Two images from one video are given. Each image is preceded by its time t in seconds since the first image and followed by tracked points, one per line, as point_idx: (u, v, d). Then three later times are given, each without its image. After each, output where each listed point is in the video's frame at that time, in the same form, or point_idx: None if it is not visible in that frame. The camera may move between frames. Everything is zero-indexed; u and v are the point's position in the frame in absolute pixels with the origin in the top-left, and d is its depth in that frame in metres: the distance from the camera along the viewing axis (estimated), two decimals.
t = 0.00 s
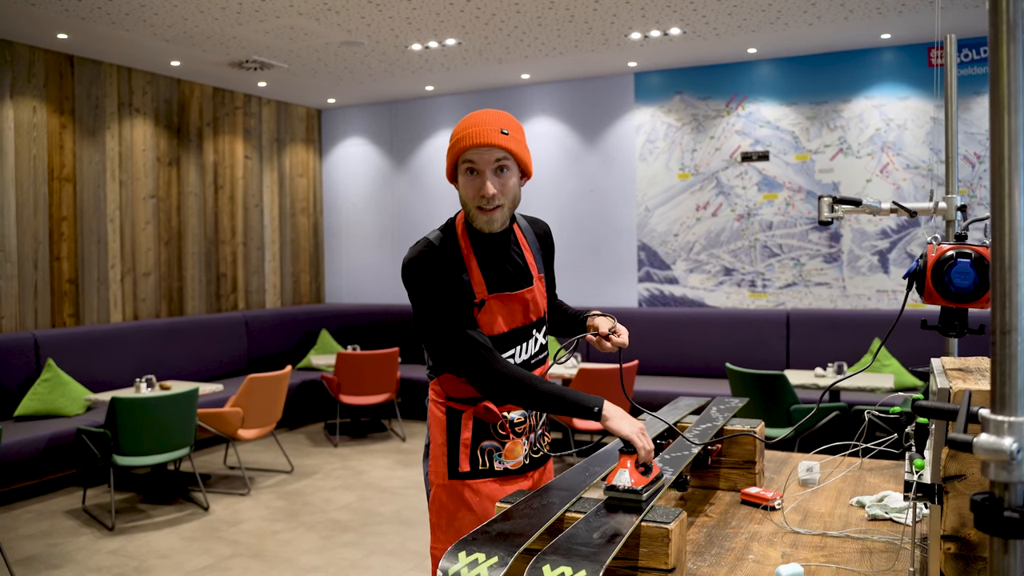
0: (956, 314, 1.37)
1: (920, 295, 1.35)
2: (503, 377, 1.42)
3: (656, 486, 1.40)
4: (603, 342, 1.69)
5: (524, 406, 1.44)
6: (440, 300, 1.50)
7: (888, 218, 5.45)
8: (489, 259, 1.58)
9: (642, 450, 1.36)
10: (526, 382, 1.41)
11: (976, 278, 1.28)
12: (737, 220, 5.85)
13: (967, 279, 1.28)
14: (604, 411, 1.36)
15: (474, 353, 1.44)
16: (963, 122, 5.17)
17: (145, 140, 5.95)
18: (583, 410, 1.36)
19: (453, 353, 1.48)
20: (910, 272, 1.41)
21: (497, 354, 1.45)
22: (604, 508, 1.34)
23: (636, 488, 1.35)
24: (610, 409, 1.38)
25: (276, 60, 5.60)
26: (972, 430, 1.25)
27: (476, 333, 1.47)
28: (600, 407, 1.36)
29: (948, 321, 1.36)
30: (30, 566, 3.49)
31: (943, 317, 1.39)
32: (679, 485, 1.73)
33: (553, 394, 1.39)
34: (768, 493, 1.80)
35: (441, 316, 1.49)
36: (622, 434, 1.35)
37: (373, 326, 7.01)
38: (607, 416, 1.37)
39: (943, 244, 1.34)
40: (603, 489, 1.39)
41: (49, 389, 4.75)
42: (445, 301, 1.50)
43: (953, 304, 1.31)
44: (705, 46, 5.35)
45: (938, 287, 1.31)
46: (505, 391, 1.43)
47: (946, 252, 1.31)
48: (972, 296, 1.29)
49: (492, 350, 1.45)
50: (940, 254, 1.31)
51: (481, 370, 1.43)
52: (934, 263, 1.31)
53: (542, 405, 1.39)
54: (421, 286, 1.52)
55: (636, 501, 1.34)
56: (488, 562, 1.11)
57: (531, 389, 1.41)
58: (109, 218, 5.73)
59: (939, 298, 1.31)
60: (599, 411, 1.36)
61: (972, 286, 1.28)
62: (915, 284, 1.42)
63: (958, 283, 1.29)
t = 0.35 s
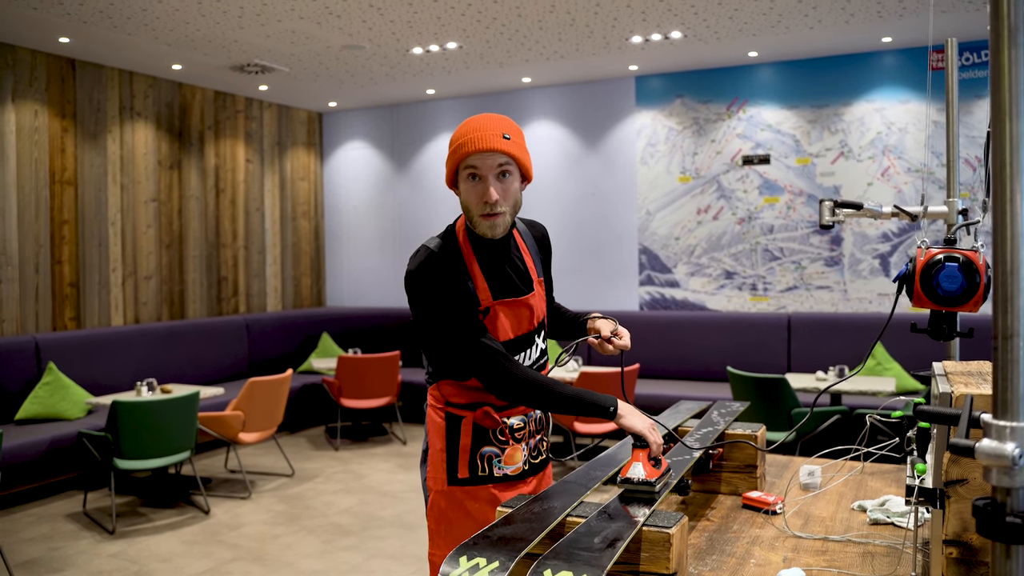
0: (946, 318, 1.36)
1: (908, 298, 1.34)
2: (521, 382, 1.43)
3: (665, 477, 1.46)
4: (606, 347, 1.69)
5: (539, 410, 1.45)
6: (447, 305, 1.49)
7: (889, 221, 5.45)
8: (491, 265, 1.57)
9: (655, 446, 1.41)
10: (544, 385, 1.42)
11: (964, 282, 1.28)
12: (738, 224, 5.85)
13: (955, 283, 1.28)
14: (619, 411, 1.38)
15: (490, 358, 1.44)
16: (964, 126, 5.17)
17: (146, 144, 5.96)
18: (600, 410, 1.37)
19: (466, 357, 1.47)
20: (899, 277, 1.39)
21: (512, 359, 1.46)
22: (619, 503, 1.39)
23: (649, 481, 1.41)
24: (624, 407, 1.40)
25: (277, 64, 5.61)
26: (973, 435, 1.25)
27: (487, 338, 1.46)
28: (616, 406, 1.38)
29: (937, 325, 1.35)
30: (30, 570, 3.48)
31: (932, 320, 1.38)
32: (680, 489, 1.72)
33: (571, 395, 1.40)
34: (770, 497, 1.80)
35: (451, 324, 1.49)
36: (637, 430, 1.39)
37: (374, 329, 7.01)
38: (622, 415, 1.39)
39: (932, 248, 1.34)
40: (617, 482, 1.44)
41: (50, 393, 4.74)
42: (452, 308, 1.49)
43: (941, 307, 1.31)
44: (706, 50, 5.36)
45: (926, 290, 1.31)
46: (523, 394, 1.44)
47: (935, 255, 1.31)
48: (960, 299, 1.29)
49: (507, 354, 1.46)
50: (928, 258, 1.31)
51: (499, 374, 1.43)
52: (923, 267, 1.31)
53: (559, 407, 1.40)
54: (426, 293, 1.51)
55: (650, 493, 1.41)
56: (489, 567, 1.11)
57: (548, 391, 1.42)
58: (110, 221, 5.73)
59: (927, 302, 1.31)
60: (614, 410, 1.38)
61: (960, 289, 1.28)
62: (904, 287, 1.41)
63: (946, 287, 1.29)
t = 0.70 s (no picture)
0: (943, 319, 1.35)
1: (906, 299, 1.35)
2: (504, 383, 1.40)
3: (653, 498, 1.37)
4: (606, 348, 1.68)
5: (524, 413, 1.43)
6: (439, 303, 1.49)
7: (890, 223, 5.45)
8: (490, 263, 1.58)
9: (640, 462, 1.35)
10: (528, 387, 1.40)
11: (959, 283, 1.28)
12: (738, 225, 5.85)
13: (951, 284, 1.28)
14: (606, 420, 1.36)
15: (475, 358, 1.43)
16: (964, 128, 5.17)
17: (146, 145, 5.96)
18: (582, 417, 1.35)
19: (453, 357, 1.46)
20: (897, 277, 1.40)
21: (497, 359, 1.44)
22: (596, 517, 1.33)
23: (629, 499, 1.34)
24: (610, 416, 1.38)
25: (278, 65, 5.62)
26: (972, 437, 1.25)
27: (476, 337, 1.46)
28: (599, 416, 1.35)
29: (934, 326, 1.34)
30: (30, 571, 3.48)
31: (930, 322, 1.36)
32: (679, 491, 1.72)
33: (554, 400, 1.38)
34: (770, 499, 1.80)
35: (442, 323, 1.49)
36: (622, 443, 1.34)
37: (374, 330, 7.00)
38: (607, 424, 1.36)
39: (929, 249, 1.35)
40: (600, 498, 1.38)
41: (49, 394, 4.74)
42: (446, 305, 1.49)
43: (939, 309, 1.31)
44: (706, 51, 5.36)
45: (923, 292, 1.31)
46: (504, 395, 1.41)
47: (932, 257, 1.31)
48: (956, 301, 1.28)
49: (493, 356, 1.44)
50: (926, 259, 1.31)
51: (482, 373, 1.42)
52: (920, 268, 1.31)
53: (542, 411, 1.38)
54: (421, 290, 1.51)
55: (629, 513, 1.33)
56: (488, 568, 1.11)
57: (530, 395, 1.40)
58: (110, 222, 5.73)
59: (923, 303, 1.31)
60: (599, 419, 1.36)
61: (956, 291, 1.28)
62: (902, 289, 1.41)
63: (942, 289, 1.29)
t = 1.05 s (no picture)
0: (955, 319, 1.36)
1: (919, 300, 1.34)
2: (511, 378, 1.41)
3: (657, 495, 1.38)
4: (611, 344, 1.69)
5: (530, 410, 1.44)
6: (446, 299, 1.48)
7: (890, 223, 5.45)
8: (495, 257, 1.58)
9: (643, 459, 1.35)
10: (534, 384, 1.40)
11: (974, 284, 1.28)
12: (738, 226, 5.86)
13: (965, 285, 1.28)
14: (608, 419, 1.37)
15: (483, 354, 1.42)
16: (964, 128, 5.17)
17: (146, 145, 5.97)
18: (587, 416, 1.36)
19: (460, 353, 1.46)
20: (909, 277, 1.40)
21: (506, 356, 1.44)
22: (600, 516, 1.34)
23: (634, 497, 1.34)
24: (613, 415, 1.39)
25: (278, 65, 5.61)
26: (972, 437, 1.26)
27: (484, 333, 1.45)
28: (602, 416, 1.37)
29: (946, 326, 1.35)
30: (30, 571, 3.48)
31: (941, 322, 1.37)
32: (680, 491, 1.72)
33: (559, 397, 1.39)
34: (770, 498, 1.80)
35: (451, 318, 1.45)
36: (625, 441, 1.35)
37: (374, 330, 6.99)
38: (609, 423, 1.38)
39: (942, 249, 1.34)
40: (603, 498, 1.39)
41: (50, 394, 4.74)
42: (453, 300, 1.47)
43: (951, 310, 1.30)
44: (706, 52, 5.37)
45: (937, 293, 1.31)
46: (511, 391, 1.41)
47: (945, 257, 1.30)
48: (970, 301, 1.27)
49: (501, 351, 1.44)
50: (938, 260, 1.30)
51: (490, 368, 1.42)
52: (933, 269, 1.31)
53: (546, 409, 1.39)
54: (429, 282, 1.48)
55: (634, 510, 1.34)
56: (488, 568, 1.11)
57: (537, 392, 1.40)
58: (110, 222, 5.73)
59: (937, 304, 1.31)
60: (602, 418, 1.37)
61: (970, 292, 1.27)
62: (913, 289, 1.40)
63: (956, 289, 1.28)
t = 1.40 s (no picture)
0: (970, 321, 1.33)
1: (933, 301, 1.32)
2: (557, 367, 1.42)
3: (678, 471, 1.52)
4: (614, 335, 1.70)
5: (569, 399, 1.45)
6: (489, 289, 1.47)
7: (891, 224, 5.45)
8: (518, 251, 1.61)
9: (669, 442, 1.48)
10: (573, 371, 1.41)
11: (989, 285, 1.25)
12: (738, 226, 5.86)
13: (980, 285, 1.25)
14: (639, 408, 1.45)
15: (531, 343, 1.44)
16: (965, 128, 5.17)
17: (147, 145, 5.97)
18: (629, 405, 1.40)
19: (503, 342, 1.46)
20: (923, 278, 1.39)
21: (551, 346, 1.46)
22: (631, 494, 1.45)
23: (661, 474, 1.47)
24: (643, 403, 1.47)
25: (279, 65, 5.61)
26: (973, 437, 1.25)
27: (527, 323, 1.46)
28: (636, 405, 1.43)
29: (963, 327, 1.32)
30: (31, 571, 3.49)
31: (956, 324, 1.35)
32: (680, 490, 1.72)
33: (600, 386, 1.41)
34: (770, 498, 1.81)
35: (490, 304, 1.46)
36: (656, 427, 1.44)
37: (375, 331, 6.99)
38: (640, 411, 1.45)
39: (957, 251, 1.32)
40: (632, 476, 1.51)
41: (51, 394, 4.75)
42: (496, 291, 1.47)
43: (963, 310, 1.27)
44: (706, 52, 5.37)
45: (951, 293, 1.28)
46: (556, 379, 1.42)
47: (960, 257, 1.28)
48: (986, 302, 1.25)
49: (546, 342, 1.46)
50: (952, 260, 1.29)
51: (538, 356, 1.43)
52: (948, 269, 1.29)
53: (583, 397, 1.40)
54: (466, 268, 1.48)
55: (662, 486, 1.46)
56: (489, 568, 1.11)
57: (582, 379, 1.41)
58: (110, 222, 5.73)
59: (951, 304, 1.28)
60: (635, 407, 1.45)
61: (985, 292, 1.25)
62: (927, 292, 1.39)
63: (971, 289, 1.26)
